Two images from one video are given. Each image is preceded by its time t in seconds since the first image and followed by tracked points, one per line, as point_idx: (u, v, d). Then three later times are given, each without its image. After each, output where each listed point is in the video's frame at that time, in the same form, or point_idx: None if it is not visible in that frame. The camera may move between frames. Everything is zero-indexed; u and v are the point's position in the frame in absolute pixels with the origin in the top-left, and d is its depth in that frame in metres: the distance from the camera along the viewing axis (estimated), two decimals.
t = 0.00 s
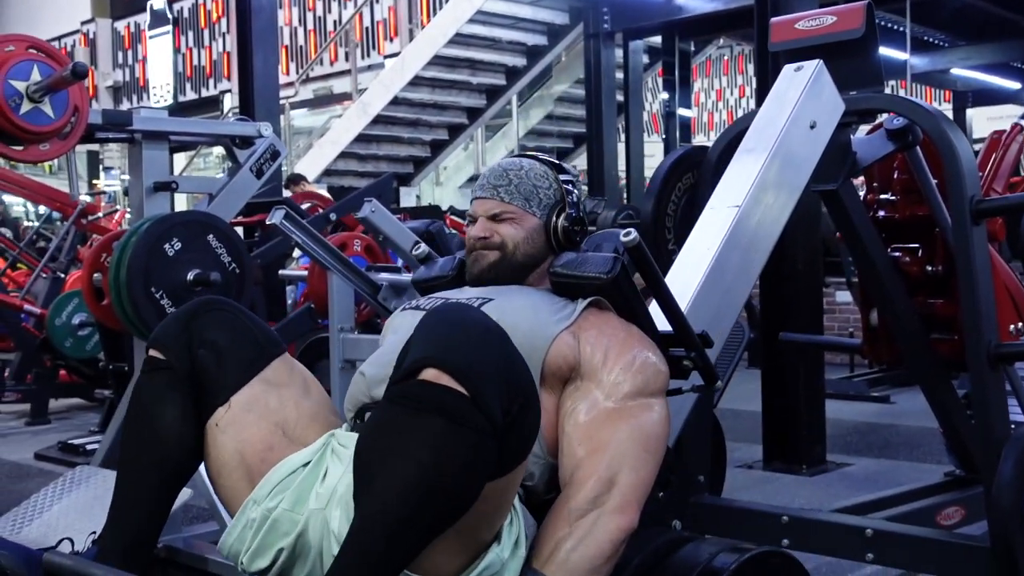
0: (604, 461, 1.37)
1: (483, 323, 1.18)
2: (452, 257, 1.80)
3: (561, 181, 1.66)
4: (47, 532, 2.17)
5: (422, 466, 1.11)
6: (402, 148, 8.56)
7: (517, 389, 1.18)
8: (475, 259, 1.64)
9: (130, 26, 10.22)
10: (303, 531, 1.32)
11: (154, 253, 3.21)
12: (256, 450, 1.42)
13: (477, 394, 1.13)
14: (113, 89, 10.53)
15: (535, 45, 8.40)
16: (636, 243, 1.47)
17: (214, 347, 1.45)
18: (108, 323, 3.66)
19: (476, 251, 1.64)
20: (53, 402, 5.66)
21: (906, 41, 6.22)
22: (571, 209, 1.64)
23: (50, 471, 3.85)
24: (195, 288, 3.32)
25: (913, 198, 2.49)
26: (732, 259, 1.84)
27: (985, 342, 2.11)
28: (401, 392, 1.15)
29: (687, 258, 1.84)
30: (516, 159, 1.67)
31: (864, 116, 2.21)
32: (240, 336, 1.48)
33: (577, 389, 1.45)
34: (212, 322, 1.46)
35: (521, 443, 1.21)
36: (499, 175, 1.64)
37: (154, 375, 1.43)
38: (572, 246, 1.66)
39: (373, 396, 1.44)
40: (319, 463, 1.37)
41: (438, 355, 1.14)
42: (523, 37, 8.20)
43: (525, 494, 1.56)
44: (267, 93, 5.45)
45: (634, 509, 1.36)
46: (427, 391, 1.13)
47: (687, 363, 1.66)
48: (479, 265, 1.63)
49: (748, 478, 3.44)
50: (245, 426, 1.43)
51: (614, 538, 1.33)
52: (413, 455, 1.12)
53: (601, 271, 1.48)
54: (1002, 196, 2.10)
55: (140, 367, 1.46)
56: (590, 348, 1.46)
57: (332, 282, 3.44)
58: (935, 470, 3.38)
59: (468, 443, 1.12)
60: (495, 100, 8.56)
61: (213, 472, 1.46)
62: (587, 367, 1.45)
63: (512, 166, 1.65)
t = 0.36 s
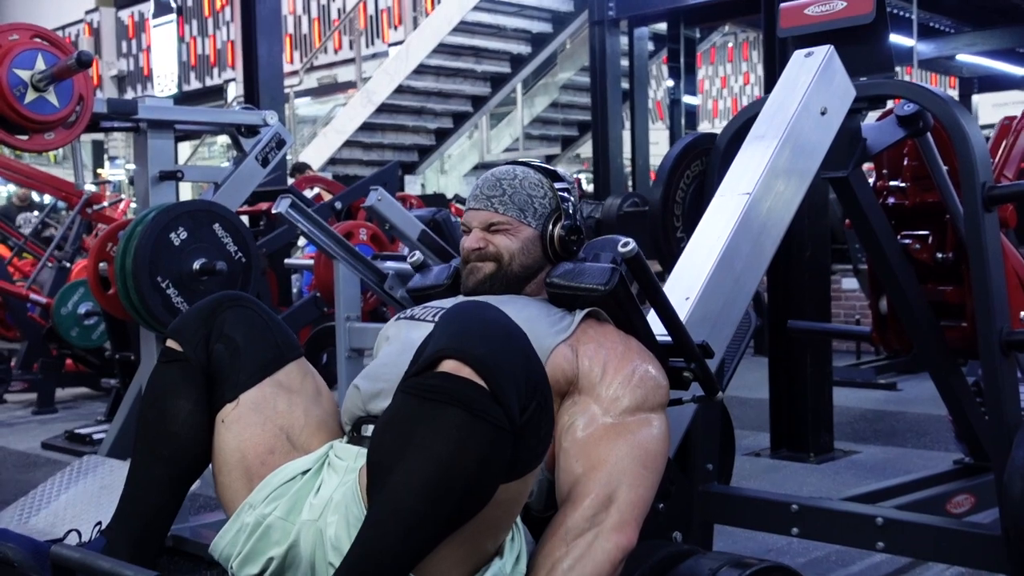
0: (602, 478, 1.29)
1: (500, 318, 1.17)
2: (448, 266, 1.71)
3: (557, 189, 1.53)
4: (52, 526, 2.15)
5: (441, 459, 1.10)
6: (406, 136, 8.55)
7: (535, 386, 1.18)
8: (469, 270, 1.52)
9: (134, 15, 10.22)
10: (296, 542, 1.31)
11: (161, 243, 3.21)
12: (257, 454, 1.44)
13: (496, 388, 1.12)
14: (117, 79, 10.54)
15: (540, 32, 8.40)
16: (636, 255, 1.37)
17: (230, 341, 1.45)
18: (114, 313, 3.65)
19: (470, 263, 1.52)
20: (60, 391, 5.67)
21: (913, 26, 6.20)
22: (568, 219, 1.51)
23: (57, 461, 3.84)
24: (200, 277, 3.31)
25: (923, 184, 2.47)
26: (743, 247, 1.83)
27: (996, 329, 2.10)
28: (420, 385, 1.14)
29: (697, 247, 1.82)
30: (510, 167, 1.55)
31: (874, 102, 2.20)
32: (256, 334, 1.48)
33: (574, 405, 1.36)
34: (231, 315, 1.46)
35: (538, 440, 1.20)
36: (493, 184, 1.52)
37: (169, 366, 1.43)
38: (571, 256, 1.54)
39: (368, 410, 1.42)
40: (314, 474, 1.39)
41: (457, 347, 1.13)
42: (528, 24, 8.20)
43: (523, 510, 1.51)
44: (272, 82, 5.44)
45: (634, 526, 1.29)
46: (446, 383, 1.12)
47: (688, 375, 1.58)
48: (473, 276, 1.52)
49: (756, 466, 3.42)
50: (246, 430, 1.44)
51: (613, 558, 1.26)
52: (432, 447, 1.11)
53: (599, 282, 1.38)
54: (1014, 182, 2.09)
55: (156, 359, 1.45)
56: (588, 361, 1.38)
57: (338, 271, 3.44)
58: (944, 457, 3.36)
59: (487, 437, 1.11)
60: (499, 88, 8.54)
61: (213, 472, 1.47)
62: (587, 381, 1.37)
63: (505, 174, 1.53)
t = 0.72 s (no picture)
0: (607, 475, 1.28)
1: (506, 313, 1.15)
2: (448, 258, 1.72)
3: (558, 180, 1.53)
4: (49, 519, 2.17)
5: (444, 455, 1.07)
6: (407, 124, 8.51)
7: (542, 384, 1.15)
8: (470, 263, 1.53)
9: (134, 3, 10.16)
10: (292, 543, 1.29)
11: (160, 232, 3.18)
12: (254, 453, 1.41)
13: (501, 384, 1.09)
14: (117, 67, 10.50)
15: (541, 19, 8.36)
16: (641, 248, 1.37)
17: (230, 335, 1.43)
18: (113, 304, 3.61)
19: (471, 256, 1.53)
20: (60, 381, 5.65)
21: (917, 11, 6.15)
22: (569, 211, 1.52)
23: (57, 452, 3.82)
24: (199, 267, 3.29)
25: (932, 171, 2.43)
26: (751, 236, 1.79)
27: (1007, 319, 2.07)
28: (423, 380, 1.11)
29: (704, 236, 1.79)
30: (509, 157, 1.55)
31: (883, 88, 2.17)
32: (257, 329, 1.46)
33: (578, 402, 1.36)
34: (232, 308, 1.44)
35: (545, 440, 1.17)
36: (492, 176, 1.53)
37: (167, 358, 1.40)
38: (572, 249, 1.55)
39: (366, 408, 1.40)
40: (313, 473, 1.37)
41: (462, 341, 1.11)
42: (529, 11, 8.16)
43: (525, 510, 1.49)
44: (272, 70, 5.40)
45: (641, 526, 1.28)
46: (450, 378, 1.09)
47: (694, 369, 1.56)
48: (474, 269, 1.53)
49: (760, 456, 3.39)
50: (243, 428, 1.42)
51: (619, 559, 1.25)
52: (435, 443, 1.08)
53: (604, 277, 1.38)
54: None
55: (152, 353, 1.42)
56: (592, 357, 1.37)
57: (338, 261, 3.41)
58: (951, 448, 3.33)
59: (491, 433, 1.08)
60: (501, 75, 8.50)
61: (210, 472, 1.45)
62: (591, 377, 1.36)
63: (504, 166, 1.53)
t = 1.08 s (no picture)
0: (606, 446, 1.33)
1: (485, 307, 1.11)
2: (451, 237, 1.78)
3: (564, 157, 1.62)
4: (39, 519, 2.14)
5: (425, 458, 1.04)
6: (402, 116, 8.45)
7: (526, 377, 1.11)
8: (479, 245, 1.62)
9: None
10: (296, 531, 1.25)
11: (148, 227, 3.13)
12: (246, 446, 1.36)
13: (482, 383, 1.05)
14: (110, 59, 10.43)
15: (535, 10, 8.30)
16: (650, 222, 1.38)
17: (198, 333, 1.37)
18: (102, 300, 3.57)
19: (480, 237, 1.62)
20: (52, 376, 5.61)
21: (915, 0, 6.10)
22: (575, 187, 1.61)
23: (47, 448, 3.78)
24: (188, 262, 3.25)
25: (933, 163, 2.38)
26: (750, 230, 1.76)
27: (1011, 313, 2.03)
28: (400, 382, 1.08)
29: (703, 230, 1.75)
30: (515, 136, 1.63)
31: (884, 79, 2.14)
32: (229, 322, 1.40)
33: (581, 376, 1.43)
34: (200, 302, 1.39)
35: (530, 434, 1.14)
36: (497, 155, 1.61)
37: (136, 359, 1.36)
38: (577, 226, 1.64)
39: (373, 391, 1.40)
40: (312, 456, 1.31)
41: (439, 340, 1.07)
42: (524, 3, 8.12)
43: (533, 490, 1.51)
44: (265, 62, 5.35)
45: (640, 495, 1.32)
46: (427, 379, 1.05)
47: (704, 348, 1.58)
48: (483, 251, 1.61)
49: (757, 451, 3.36)
50: (231, 422, 1.37)
51: (619, 531, 1.30)
52: (414, 446, 1.04)
53: (613, 253, 1.43)
54: None
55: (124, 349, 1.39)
56: (596, 333, 1.43)
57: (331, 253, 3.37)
58: (950, 442, 3.29)
59: (472, 434, 1.04)
60: (496, 67, 8.45)
61: (203, 472, 1.40)
62: (595, 351, 1.42)
63: (510, 145, 1.61)
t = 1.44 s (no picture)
0: (644, 352, 1.29)
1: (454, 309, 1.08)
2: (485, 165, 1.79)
3: (594, 78, 1.61)
4: (16, 532, 2.10)
5: (392, 475, 1.00)
6: (389, 114, 8.39)
7: (500, 376, 1.08)
8: (512, 167, 1.61)
9: None
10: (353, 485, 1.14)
11: (126, 230, 3.11)
12: (265, 420, 1.23)
13: (449, 394, 1.02)
14: (96, 57, 10.36)
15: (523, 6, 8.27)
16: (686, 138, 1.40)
17: (166, 327, 1.24)
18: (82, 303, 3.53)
19: (514, 160, 1.61)
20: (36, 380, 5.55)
21: None
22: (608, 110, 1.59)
23: (30, 454, 3.73)
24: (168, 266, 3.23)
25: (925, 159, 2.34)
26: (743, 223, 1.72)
27: (1006, 312, 2.00)
28: (366, 393, 1.04)
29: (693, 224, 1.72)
30: (545, 61, 1.63)
31: (873, 73, 2.09)
32: (199, 308, 1.27)
33: (618, 287, 1.39)
34: (158, 295, 1.26)
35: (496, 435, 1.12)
36: (528, 78, 1.61)
37: (99, 367, 1.25)
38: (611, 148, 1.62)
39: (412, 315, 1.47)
40: (342, 402, 1.21)
41: (404, 352, 1.03)
42: None
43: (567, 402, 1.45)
44: (249, 60, 5.28)
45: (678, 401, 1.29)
46: (393, 391, 1.02)
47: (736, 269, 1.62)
48: (516, 173, 1.60)
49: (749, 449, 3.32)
50: (239, 394, 1.25)
51: (657, 435, 1.26)
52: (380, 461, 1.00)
53: (649, 167, 1.42)
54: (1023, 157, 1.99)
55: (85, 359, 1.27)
56: (632, 246, 1.40)
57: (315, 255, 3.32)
58: (942, 440, 3.27)
59: (441, 446, 1.02)
60: (483, 64, 8.40)
61: (224, 452, 1.29)
62: (630, 263, 1.39)
63: (540, 69, 1.61)
